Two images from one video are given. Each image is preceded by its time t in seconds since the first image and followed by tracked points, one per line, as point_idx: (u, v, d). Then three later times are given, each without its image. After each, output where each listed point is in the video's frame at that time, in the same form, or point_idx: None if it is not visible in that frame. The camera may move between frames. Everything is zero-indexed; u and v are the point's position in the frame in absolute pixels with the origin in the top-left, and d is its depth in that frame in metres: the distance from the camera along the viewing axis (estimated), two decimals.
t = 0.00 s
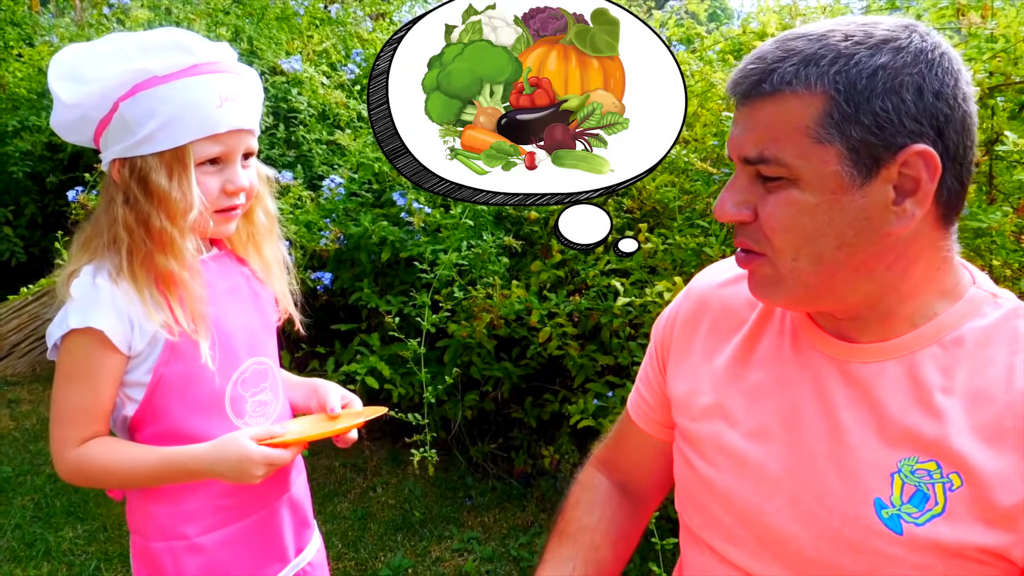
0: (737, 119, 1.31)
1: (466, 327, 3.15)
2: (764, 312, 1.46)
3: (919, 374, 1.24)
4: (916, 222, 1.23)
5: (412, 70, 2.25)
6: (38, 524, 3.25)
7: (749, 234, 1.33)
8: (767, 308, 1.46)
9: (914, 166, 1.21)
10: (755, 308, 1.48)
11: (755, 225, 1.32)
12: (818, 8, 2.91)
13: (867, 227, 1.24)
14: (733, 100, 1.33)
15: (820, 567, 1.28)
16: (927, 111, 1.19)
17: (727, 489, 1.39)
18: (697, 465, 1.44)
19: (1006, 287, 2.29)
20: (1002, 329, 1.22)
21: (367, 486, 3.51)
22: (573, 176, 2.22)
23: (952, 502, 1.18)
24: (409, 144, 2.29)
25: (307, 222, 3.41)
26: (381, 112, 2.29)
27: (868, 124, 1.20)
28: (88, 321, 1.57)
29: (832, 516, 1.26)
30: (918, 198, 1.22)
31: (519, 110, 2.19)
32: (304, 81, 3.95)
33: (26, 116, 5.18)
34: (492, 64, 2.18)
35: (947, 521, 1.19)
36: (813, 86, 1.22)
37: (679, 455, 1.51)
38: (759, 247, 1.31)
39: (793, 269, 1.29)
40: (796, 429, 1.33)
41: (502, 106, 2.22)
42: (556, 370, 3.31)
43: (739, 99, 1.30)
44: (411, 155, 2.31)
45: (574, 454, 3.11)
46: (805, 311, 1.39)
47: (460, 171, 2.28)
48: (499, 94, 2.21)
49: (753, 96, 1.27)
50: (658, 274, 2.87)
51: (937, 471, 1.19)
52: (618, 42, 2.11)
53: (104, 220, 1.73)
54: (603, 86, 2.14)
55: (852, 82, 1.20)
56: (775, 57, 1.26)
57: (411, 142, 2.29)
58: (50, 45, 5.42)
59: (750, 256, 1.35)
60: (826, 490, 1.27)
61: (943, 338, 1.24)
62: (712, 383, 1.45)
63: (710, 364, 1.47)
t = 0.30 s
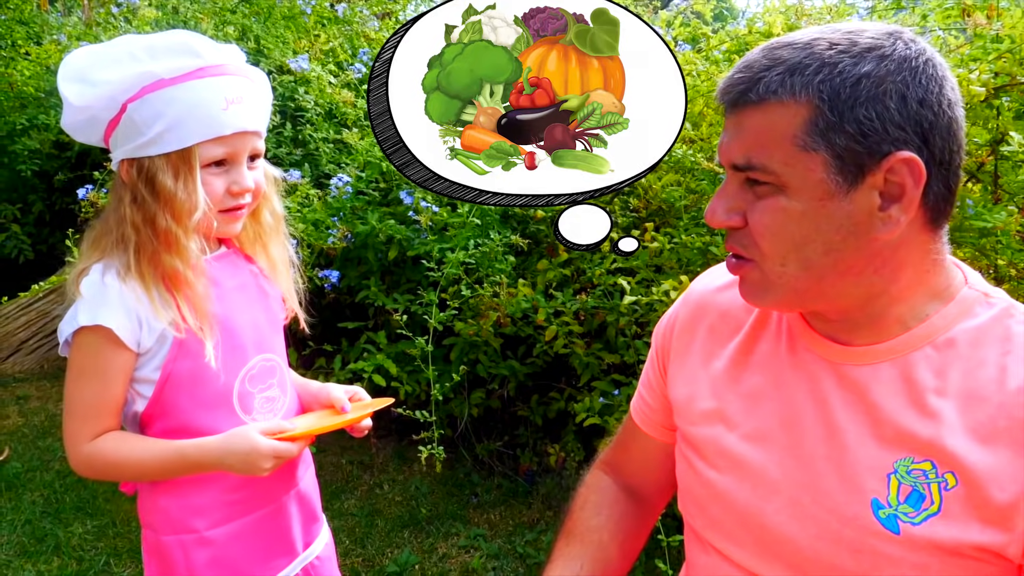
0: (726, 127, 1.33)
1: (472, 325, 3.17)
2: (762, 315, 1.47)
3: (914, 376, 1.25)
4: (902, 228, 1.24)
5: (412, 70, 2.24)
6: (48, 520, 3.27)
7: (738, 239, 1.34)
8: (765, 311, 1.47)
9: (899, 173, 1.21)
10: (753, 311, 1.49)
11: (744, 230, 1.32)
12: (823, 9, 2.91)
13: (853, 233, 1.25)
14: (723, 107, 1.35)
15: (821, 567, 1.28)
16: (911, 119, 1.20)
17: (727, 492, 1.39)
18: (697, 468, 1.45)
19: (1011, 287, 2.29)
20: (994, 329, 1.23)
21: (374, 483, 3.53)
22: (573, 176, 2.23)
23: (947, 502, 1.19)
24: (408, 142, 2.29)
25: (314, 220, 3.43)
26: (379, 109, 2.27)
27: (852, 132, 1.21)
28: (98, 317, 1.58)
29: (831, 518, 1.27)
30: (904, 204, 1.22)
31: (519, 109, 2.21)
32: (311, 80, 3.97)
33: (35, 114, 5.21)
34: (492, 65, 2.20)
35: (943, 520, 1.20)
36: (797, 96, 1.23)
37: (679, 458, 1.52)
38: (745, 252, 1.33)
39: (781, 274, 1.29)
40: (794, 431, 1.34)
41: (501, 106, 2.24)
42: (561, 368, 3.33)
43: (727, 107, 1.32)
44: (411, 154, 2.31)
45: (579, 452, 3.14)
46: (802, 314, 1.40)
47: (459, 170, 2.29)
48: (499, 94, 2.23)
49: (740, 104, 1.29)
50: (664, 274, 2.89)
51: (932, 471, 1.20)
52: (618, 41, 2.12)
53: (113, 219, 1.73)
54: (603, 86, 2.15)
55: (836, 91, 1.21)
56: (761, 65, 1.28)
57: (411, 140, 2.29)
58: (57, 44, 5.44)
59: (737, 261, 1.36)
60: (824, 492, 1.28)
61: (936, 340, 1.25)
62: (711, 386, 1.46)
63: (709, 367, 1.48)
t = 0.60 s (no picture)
0: (730, 136, 1.33)
1: (478, 324, 3.19)
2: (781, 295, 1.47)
3: (921, 357, 1.27)
4: (914, 213, 1.26)
5: (412, 69, 2.27)
6: (56, 518, 3.29)
7: (754, 243, 1.32)
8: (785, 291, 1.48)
9: (908, 158, 1.23)
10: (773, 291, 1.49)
11: (760, 232, 1.31)
12: (827, 11, 2.94)
13: (868, 219, 1.25)
14: (724, 119, 1.35)
15: (832, 548, 1.29)
16: (913, 108, 1.23)
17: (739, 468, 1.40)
18: (709, 452, 1.46)
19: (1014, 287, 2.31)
20: (995, 306, 1.26)
21: (380, 482, 3.55)
22: (573, 175, 2.25)
23: (951, 475, 1.19)
24: (409, 143, 2.31)
25: (321, 220, 3.45)
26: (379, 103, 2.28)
27: (863, 121, 1.22)
28: (112, 316, 1.60)
29: (841, 495, 1.28)
30: (915, 188, 1.24)
31: (519, 110, 2.23)
32: (317, 81, 4.00)
33: (40, 114, 5.22)
34: (494, 65, 2.22)
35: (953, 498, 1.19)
36: (805, 91, 1.24)
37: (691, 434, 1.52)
38: (764, 250, 1.31)
39: (802, 268, 1.28)
40: (807, 413, 1.35)
41: (501, 106, 2.26)
42: (566, 367, 3.35)
43: (731, 115, 1.32)
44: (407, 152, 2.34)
45: (584, 450, 3.16)
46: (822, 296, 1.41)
47: (459, 170, 2.31)
48: (499, 94, 2.25)
49: (747, 109, 1.29)
50: (669, 273, 2.91)
51: (937, 449, 1.21)
52: (618, 41, 2.15)
53: (127, 218, 1.75)
54: (603, 87, 2.18)
55: (842, 85, 1.23)
56: (762, 71, 1.30)
57: (411, 140, 2.31)
58: (61, 43, 5.45)
59: (751, 263, 1.34)
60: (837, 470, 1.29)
61: (940, 320, 1.28)
62: (727, 364, 1.47)
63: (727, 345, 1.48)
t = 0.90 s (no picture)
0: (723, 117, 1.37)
1: (464, 324, 3.23)
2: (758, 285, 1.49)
3: (891, 337, 1.29)
4: (870, 211, 1.28)
5: (413, 69, 2.31)
6: (39, 521, 3.25)
7: (725, 217, 1.36)
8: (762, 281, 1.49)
9: (870, 161, 1.26)
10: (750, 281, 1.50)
11: (731, 207, 1.34)
12: (804, 20, 3.03)
13: (827, 213, 1.28)
14: (720, 103, 1.39)
15: (815, 529, 1.29)
16: (884, 115, 1.25)
17: (720, 454, 1.40)
18: (689, 436, 1.45)
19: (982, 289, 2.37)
20: (957, 289, 1.28)
21: (366, 481, 3.58)
22: (573, 175, 2.30)
23: (921, 444, 1.21)
24: (410, 144, 2.35)
25: (307, 221, 3.47)
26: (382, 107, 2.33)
27: (832, 121, 1.25)
28: (121, 307, 1.64)
29: (821, 474, 1.28)
30: (873, 189, 1.27)
31: (519, 110, 2.30)
32: (303, 82, 3.99)
33: (13, 113, 5.12)
34: (494, 65, 2.29)
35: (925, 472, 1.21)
36: (787, 85, 1.27)
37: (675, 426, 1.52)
38: (732, 226, 1.35)
39: (763, 249, 1.32)
40: (782, 395, 1.36)
41: (501, 106, 2.33)
42: (550, 366, 3.41)
43: (726, 98, 1.35)
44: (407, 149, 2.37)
45: (568, 447, 3.23)
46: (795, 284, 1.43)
47: (459, 170, 2.34)
48: (499, 94, 2.32)
49: (739, 94, 1.32)
50: (652, 272, 2.98)
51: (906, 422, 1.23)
52: (618, 41, 2.19)
53: (135, 212, 1.78)
54: (600, 87, 2.25)
55: (822, 84, 1.26)
56: (760, 61, 1.32)
57: (411, 139, 2.35)
58: (36, 42, 5.38)
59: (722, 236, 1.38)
60: (815, 449, 1.30)
61: (906, 301, 1.30)
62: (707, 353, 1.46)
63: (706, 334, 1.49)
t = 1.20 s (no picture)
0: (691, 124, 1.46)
1: (428, 324, 3.30)
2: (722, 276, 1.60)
3: (842, 319, 1.41)
4: (830, 206, 1.41)
5: (413, 69, 2.42)
6: None
7: (696, 216, 1.46)
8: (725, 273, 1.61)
9: (829, 161, 1.38)
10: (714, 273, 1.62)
11: (703, 207, 1.44)
12: (749, 29, 3.19)
13: (792, 209, 1.40)
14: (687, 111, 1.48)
15: (776, 495, 1.40)
16: (839, 120, 1.37)
17: (689, 431, 1.51)
18: (661, 416, 1.56)
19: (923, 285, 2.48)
20: (899, 275, 1.41)
21: (332, 482, 3.61)
22: (574, 175, 2.35)
23: (869, 413, 1.33)
24: (409, 143, 2.46)
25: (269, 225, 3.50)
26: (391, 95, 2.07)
27: (796, 126, 1.36)
28: (119, 307, 1.68)
29: (781, 444, 1.40)
30: (833, 185, 1.39)
31: (519, 110, 2.38)
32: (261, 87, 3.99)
33: None
34: (493, 65, 2.37)
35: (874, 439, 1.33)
36: (753, 94, 1.37)
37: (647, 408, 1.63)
38: (706, 224, 1.44)
39: (735, 243, 1.42)
40: (745, 374, 1.47)
41: (501, 106, 2.42)
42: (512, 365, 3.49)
43: (693, 108, 1.44)
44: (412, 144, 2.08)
45: (531, 442, 3.33)
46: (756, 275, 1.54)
47: (459, 170, 2.42)
48: (499, 94, 2.41)
49: (706, 104, 1.42)
50: (610, 271, 3.10)
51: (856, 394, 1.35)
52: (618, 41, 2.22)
53: (131, 215, 1.83)
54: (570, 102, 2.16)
55: (783, 93, 1.37)
56: (724, 73, 1.42)
57: (411, 139, 2.46)
58: None
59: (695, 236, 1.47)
60: (775, 422, 1.41)
61: (855, 288, 1.42)
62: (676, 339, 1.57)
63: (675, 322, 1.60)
